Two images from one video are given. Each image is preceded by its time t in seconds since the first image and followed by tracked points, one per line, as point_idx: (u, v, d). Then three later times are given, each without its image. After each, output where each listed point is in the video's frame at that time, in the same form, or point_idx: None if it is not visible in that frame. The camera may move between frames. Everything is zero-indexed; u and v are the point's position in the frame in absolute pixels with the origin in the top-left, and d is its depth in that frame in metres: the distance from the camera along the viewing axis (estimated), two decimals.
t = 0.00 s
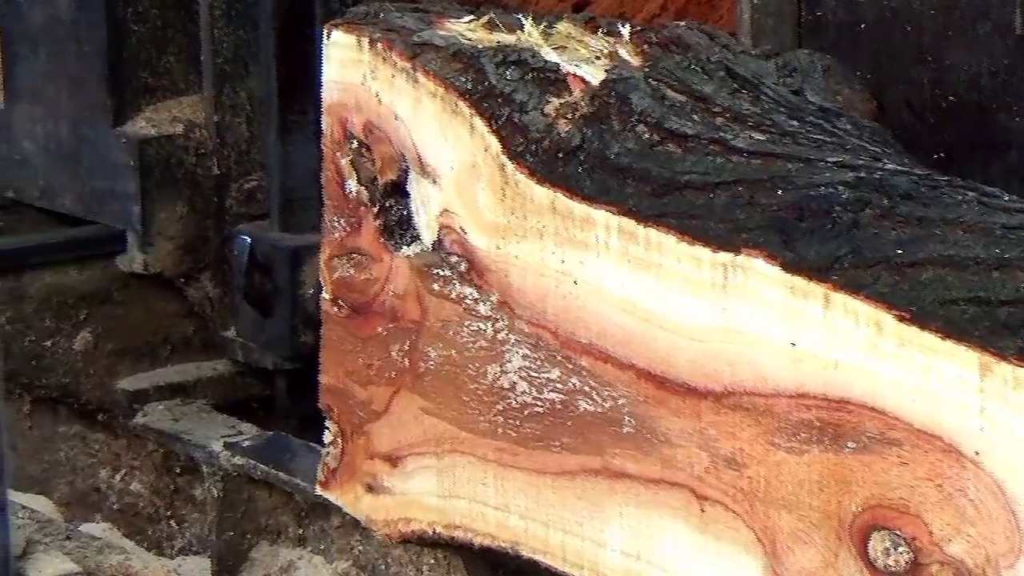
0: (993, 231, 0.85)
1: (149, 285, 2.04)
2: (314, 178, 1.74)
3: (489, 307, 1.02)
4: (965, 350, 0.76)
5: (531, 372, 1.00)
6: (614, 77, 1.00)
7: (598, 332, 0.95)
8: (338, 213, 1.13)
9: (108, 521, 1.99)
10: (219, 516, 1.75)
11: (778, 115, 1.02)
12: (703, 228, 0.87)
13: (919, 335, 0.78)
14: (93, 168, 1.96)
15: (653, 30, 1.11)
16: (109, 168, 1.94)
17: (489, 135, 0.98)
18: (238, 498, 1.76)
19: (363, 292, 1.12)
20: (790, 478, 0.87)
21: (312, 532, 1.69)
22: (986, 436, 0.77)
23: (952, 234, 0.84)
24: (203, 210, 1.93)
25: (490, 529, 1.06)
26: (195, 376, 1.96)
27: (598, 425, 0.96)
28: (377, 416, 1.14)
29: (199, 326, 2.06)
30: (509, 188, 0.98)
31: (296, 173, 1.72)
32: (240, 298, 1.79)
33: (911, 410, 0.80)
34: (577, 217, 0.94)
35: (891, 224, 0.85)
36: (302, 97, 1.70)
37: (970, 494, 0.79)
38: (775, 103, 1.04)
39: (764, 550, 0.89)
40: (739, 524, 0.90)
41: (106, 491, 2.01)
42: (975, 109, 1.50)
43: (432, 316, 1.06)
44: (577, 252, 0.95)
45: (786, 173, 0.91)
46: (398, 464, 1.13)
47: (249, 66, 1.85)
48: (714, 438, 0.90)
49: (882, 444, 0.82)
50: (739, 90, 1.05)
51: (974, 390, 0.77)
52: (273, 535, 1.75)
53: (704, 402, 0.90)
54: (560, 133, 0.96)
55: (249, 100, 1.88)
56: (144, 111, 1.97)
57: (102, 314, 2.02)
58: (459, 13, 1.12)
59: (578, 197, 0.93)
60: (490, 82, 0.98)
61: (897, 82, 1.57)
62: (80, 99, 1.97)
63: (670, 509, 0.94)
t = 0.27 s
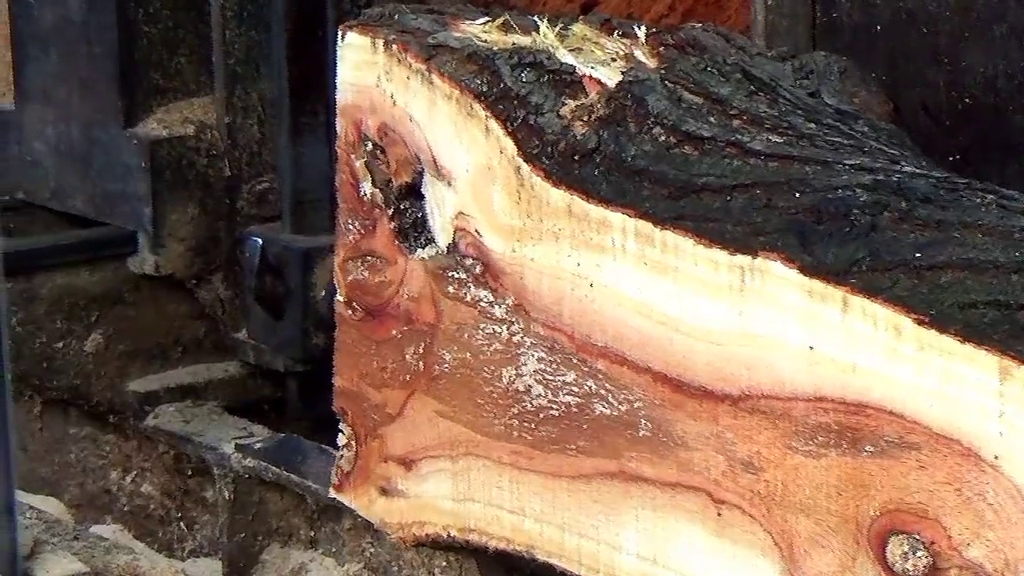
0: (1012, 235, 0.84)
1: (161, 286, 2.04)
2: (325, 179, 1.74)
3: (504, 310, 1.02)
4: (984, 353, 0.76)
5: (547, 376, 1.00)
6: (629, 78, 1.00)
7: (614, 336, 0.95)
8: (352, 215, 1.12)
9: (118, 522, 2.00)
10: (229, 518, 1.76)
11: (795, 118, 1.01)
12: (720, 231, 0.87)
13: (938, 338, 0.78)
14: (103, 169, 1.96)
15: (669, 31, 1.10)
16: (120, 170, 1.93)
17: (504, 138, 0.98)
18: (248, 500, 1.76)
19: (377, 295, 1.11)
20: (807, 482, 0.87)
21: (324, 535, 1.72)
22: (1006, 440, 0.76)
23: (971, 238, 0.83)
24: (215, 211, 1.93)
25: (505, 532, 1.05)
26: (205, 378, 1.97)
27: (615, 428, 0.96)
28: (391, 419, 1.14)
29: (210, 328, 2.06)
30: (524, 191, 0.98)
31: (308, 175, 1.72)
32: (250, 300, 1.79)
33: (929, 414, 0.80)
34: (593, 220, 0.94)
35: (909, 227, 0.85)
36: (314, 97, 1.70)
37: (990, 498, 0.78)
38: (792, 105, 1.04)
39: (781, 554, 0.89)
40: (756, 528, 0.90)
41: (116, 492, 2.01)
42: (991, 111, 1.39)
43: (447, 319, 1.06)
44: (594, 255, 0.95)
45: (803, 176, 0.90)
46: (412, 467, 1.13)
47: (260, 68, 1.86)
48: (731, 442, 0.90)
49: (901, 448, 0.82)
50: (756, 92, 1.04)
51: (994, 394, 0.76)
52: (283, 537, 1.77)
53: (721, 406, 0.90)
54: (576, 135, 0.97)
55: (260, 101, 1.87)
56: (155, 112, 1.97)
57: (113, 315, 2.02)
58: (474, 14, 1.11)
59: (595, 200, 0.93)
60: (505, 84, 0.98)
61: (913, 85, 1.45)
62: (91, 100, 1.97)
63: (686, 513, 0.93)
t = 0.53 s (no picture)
0: None
1: (166, 288, 2.04)
2: (332, 180, 1.74)
3: (513, 312, 1.01)
4: (995, 356, 0.77)
5: (556, 378, 0.99)
6: (639, 80, 0.99)
7: (623, 338, 0.95)
8: (360, 217, 1.12)
9: (124, 524, 2.00)
10: (236, 519, 1.76)
11: (804, 120, 1.01)
12: (730, 234, 0.87)
13: (949, 341, 0.78)
14: (110, 170, 1.97)
15: (678, 34, 1.09)
16: (126, 170, 1.94)
17: (513, 139, 0.98)
18: (255, 501, 1.77)
19: (385, 297, 1.10)
20: (817, 485, 0.86)
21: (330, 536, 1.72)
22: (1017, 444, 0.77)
23: (982, 240, 0.83)
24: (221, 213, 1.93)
25: (513, 535, 1.05)
26: (212, 379, 1.97)
27: (624, 430, 0.96)
28: (398, 421, 1.13)
29: (216, 329, 2.06)
30: (533, 193, 0.98)
31: (314, 176, 1.72)
32: (256, 301, 1.79)
33: (940, 417, 0.80)
34: (603, 222, 0.94)
35: (920, 230, 0.84)
36: (320, 98, 1.70)
37: (1000, 501, 0.78)
38: (802, 107, 1.03)
39: (791, 557, 0.88)
40: (765, 531, 0.89)
41: (122, 494, 2.02)
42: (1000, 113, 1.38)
43: (455, 321, 1.05)
44: (603, 257, 0.95)
45: (814, 178, 0.90)
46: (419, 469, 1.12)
47: (267, 69, 1.86)
48: (740, 445, 0.90)
49: (911, 451, 0.82)
50: (765, 94, 1.03)
51: (1005, 397, 0.77)
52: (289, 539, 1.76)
53: (730, 408, 0.90)
54: (585, 137, 0.97)
55: (267, 103, 1.89)
56: (161, 113, 1.97)
57: (119, 316, 2.02)
58: (483, 16, 1.11)
59: (604, 202, 0.94)
60: (514, 86, 0.99)
61: (923, 87, 1.43)
62: (97, 100, 1.97)
63: (695, 516, 0.93)
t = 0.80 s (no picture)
0: None
1: (170, 287, 2.04)
2: (334, 180, 1.74)
3: (517, 312, 1.01)
4: (999, 357, 0.77)
5: (560, 379, 0.99)
6: (644, 80, 0.99)
7: (627, 339, 0.95)
8: (365, 218, 1.12)
9: (127, 524, 2.01)
10: (238, 519, 1.75)
11: (809, 120, 1.00)
12: (735, 236, 0.87)
13: (955, 343, 0.78)
14: (114, 170, 1.97)
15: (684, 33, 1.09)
16: (131, 170, 1.95)
17: (518, 139, 0.98)
18: (258, 501, 1.77)
19: (389, 297, 1.10)
20: (821, 486, 0.86)
21: (333, 536, 1.72)
22: (1022, 445, 0.77)
23: (987, 241, 0.83)
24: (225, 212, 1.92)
25: (517, 535, 1.05)
26: (214, 379, 1.97)
27: (628, 431, 0.96)
28: (402, 421, 1.13)
29: (219, 329, 2.06)
30: (538, 193, 0.98)
31: (317, 176, 1.72)
32: (260, 301, 1.79)
33: (945, 418, 0.80)
34: (608, 222, 0.94)
35: (925, 231, 0.84)
36: (323, 99, 1.70)
37: (1005, 503, 0.78)
38: (807, 108, 1.02)
39: (795, 558, 0.88)
40: (769, 532, 0.89)
41: (125, 493, 2.02)
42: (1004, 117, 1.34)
43: (459, 322, 1.05)
44: (607, 258, 0.95)
45: (818, 179, 0.90)
46: (423, 469, 1.12)
47: (270, 69, 1.87)
48: (744, 446, 0.90)
49: (916, 452, 0.82)
50: (770, 95, 1.03)
51: (1010, 399, 0.77)
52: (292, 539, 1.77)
53: (734, 409, 0.90)
54: (590, 138, 0.96)
55: (270, 102, 1.88)
56: (164, 114, 1.97)
57: (122, 315, 2.03)
58: (488, 16, 1.11)
59: (609, 203, 0.94)
60: (519, 86, 0.99)
61: (926, 88, 1.41)
62: (102, 100, 1.98)
63: (700, 516, 0.93)
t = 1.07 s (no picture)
0: None
1: (168, 287, 2.04)
2: (333, 181, 1.74)
3: (514, 313, 1.01)
4: (993, 358, 0.77)
5: (556, 380, 0.99)
6: (641, 81, 0.99)
7: (624, 339, 0.95)
8: (362, 219, 1.12)
9: (124, 525, 2.02)
10: (236, 519, 1.76)
11: (805, 121, 1.00)
12: (731, 236, 0.88)
13: (950, 343, 0.79)
14: (112, 171, 1.97)
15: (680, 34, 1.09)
16: (129, 171, 1.95)
17: (514, 140, 0.98)
18: (255, 501, 1.77)
19: (386, 298, 1.10)
20: (816, 487, 0.87)
21: (330, 536, 1.72)
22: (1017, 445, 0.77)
23: (983, 243, 0.83)
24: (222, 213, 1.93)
25: (514, 536, 1.05)
26: (212, 379, 1.97)
27: (625, 431, 0.96)
28: (398, 422, 1.13)
29: (217, 329, 2.06)
30: (535, 194, 0.98)
31: (315, 176, 1.72)
32: (258, 301, 1.79)
33: (939, 419, 0.80)
34: (604, 223, 0.94)
35: (921, 232, 0.84)
36: (322, 99, 1.70)
37: (1000, 503, 0.78)
38: (803, 109, 1.03)
39: (791, 559, 0.88)
40: (765, 533, 0.89)
41: (123, 494, 2.03)
42: (1001, 119, 1.35)
43: (456, 322, 1.05)
44: (604, 259, 0.95)
45: (814, 180, 0.90)
46: (420, 470, 1.12)
47: (269, 69, 1.87)
48: (740, 446, 0.90)
49: (911, 453, 0.82)
50: (766, 97, 1.03)
51: (1005, 400, 0.77)
52: (289, 538, 1.77)
53: (730, 410, 0.90)
54: (587, 139, 0.97)
55: (269, 103, 1.88)
56: (162, 114, 1.97)
57: (120, 316, 2.03)
58: (485, 17, 1.12)
59: (605, 204, 0.94)
60: (516, 87, 0.99)
61: (923, 89, 1.41)
62: (100, 101, 1.98)
63: (696, 517, 0.93)
